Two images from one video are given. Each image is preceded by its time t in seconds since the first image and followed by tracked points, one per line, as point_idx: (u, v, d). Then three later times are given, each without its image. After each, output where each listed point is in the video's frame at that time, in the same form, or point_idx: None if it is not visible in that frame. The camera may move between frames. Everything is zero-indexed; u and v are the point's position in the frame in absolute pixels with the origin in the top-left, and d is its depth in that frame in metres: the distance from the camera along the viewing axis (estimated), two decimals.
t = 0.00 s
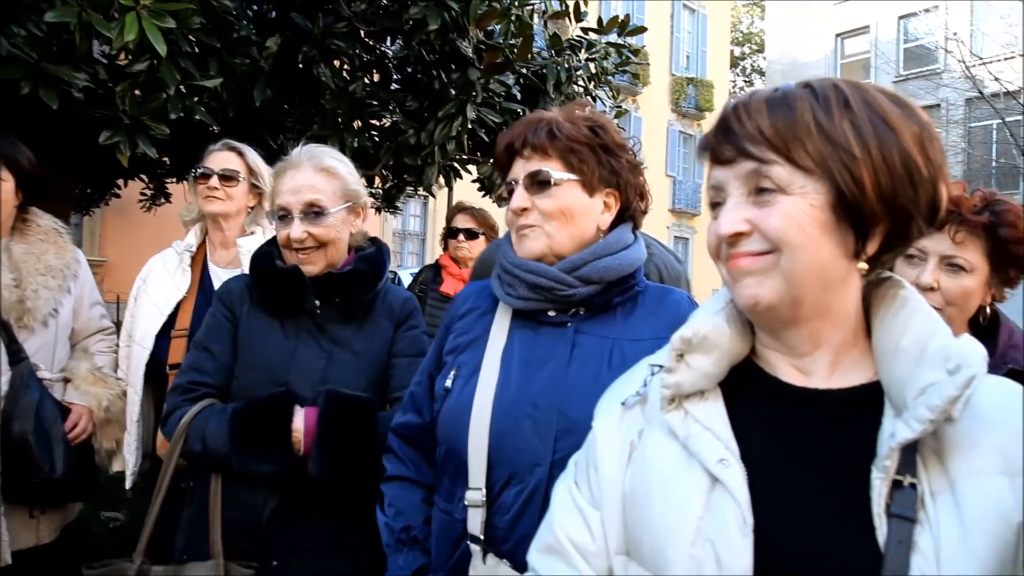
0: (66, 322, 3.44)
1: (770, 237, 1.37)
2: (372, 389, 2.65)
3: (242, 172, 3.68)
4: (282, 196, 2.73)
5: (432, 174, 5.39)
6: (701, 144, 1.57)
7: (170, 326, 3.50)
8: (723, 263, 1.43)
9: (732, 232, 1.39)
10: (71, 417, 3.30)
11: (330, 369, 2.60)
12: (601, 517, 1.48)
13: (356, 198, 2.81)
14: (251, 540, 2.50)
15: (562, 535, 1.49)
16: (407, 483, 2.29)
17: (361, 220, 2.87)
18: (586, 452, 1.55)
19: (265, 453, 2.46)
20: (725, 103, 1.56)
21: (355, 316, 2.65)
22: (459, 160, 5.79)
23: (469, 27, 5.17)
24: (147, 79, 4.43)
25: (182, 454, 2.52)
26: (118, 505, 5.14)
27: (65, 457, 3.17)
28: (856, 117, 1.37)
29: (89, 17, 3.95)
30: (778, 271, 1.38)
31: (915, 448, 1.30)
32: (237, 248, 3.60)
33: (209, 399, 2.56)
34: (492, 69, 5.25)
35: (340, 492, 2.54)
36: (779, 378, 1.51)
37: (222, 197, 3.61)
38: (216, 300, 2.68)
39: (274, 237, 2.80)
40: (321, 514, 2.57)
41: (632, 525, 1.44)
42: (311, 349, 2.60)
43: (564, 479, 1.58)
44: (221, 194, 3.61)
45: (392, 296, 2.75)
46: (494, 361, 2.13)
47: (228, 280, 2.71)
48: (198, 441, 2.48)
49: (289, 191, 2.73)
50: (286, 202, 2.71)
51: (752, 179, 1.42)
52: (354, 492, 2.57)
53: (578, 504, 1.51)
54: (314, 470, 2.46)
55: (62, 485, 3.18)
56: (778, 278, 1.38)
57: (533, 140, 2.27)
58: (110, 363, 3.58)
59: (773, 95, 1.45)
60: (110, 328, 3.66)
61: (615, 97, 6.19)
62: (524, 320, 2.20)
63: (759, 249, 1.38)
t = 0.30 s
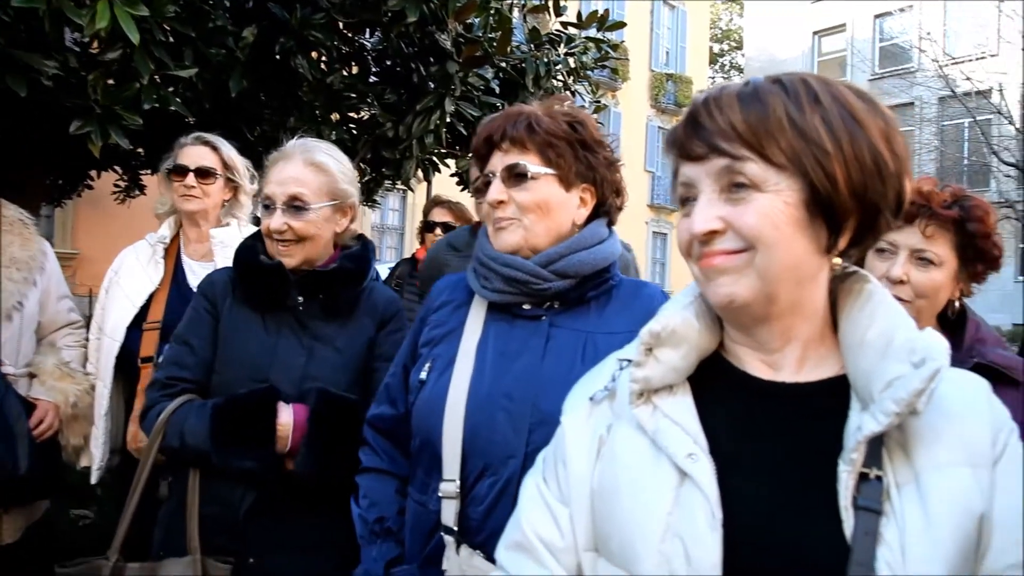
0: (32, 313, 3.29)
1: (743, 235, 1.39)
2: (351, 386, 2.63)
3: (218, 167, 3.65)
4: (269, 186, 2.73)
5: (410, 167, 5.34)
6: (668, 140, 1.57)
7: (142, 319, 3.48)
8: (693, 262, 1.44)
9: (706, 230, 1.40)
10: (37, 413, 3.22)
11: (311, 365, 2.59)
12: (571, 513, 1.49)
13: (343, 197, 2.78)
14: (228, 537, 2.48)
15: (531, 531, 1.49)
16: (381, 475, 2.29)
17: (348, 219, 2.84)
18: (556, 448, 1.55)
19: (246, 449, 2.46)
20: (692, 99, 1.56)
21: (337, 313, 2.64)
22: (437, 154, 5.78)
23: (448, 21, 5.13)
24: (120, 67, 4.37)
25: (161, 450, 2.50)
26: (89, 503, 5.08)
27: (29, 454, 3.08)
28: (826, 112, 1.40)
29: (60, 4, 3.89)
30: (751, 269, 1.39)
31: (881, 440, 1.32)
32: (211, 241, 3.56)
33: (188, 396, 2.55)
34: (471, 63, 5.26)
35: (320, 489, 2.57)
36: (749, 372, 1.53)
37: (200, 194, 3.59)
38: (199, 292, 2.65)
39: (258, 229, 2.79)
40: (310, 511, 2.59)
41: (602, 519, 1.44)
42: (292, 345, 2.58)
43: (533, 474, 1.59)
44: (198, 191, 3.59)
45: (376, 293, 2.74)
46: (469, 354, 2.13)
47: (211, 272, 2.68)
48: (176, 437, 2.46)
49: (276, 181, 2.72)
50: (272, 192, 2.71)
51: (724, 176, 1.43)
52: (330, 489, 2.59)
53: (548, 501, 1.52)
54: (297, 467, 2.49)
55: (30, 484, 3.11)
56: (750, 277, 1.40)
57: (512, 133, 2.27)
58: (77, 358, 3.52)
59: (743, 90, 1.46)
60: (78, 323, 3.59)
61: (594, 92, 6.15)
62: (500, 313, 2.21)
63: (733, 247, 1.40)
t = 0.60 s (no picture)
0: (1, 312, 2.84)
1: (699, 234, 1.40)
2: (329, 385, 2.61)
3: (189, 162, 3.62)
4: (255, 179, 2.72)
5: (383, 164, 5.42)
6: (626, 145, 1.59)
7: (109, 315, 3.42)
8: (655, 260, 1.46)
9: (663, 230, 1.42)
10: None
11: (291, 364, 2.57)
12: (536, 510, 1.49)
13: (326, 201, 2.76)
14: (206, 536, 2.47)
15: (497, 528, 1.50)
16: (353, 469, 2.32)
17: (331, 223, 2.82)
18: (523, 445, 1.56)
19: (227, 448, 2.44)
20: (649, 102, 1.58)
21: (319, 311, 2.62)
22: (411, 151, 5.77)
23: (421, 17, 5.11)
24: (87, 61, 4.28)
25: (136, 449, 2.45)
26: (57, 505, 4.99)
27: None
28: (776, 111, 1.41)
29: None
30: (709, 267, 1.41)
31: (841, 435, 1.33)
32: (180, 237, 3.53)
33: (164, 393, 2.50)
34: (444, 60, 5.30)
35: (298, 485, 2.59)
36: (713, 369, 1.55)
37: (170, 188, 3.55)
38: (176, 288, 2.63)
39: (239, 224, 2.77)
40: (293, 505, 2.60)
41: (566, 514, 1.45)
42: (271, 343, 2.56)
43: (501, 471, 1.59)
44: (168, 184, 3.55)
45: (357, 295, 2.73)
46: (440, 349, 2.13)
47: (190, 268, 2.66)
48: (154, 436, 2.41)
49: (262, 176, 2.72)
50: (256, 185, 2.70)
51: (681, 175, 1.45)
52: (305, 485, 2.60)
53: (514, 499, 1.52)
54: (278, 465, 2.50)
55: None
56: (710, 275, 1.41)
57: (486, 132, 2.28)
58: (41, 358, 3.37)
59: (696, 91, 1.48)
60: (42, 321, 3.38)
61: (568, 91, 6.11)
62: (471, 309, 2.21)
63: (690, 246, 1.42)
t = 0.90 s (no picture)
0: None
1: (643, 233, 1.43)
2: (290, 385, 2.59)
3: (146, 161, 3.52)
4: (221, 179, 2.68)
5: (344, 162, 5.40)
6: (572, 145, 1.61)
7: (62, 316, 3.33)
8: (603, 259, 1.48)
9: (608, 229, 1.44)
10: None
11: (251, 363, 2.54)
12: (487, 508, 1.50)
13: (291, 205, 2.72)
14: (165, 537, 2.45)
15: (448, 527, 1.51)
16: (318, 465, 2.31)
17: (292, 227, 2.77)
18: (474, 443, 1.56)
19: (186, 450, 2.40)
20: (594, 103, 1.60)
21: (279, 310, 2.59)
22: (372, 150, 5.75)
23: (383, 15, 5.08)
24: (37, 55, 4.23)
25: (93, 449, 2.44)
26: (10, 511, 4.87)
27: None
28: (717, 110, 1.44)
29: None
30: (654, 266, 1.43)
31: (785, 430, 1.36)
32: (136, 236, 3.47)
33: (122, 394, 2.46)
34: (406, 58, 5.28)
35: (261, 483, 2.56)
36: (662, 366, 1.57)
37: (126, 188, 3.48)
38: (135, 288, 2.57)
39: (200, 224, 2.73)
40: (257, 506, 2.57)
41: (515, 511, 1.46)
42: (231, 343, 2.53)
43: (453, 470, 1.60)
44: (124, 184, 3.48)
45: (319, 295, 2.71)
46: (403, 347, 2.14)
47: (149, 268, 2.60)
48: (110, 437, 2.38)
49: (227, 177, 2.68)
50: (221, 185, 2.67)
51: (624, 174, 1.47)
52: (269, 483, 2.58)
53: (465, 498, 1.53)
54: (240, 464, 2.47)
55: None
56: (654, 274, 1.44)
57: (452, 133, 2.28)
58: None
59: (638, 92, 1.50)
60: None
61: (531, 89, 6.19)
62: (436, 307, 2.22)
63: (635, 245, 1.44)
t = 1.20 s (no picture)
0: None
1: (608, 234, 1.44)
2: (261, 383, 2.58)
3: (112, 158, 3.46)
4: (189, 177, 2.64)
5: (316, 160, 5.37)
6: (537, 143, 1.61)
7: (26, 314, 3.23)
8: (568, 258, 1.49)
9: (573, 229, 1.45)
10: None
11: (224, 362, 2.52)
12: (453, 507, 1.50)
13: (263, 202, 2.69)
14: (135, 538, 2.41)
15: (414, 526, 1.50)
16: (293, 461, 2.30)
17: (265, 225, 2.75)
18: (439, 441, 1.56)
19: (158, 450, 2.36)
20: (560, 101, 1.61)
21: (252, 309, 2.57)
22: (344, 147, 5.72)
23: (354, 12, 5.09)
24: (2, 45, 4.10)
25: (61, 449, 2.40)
26: None
27: None
28: (681, 110, 1.45)
29: None
30: (618, 267, 1.44)
31: (747, 428, 1.38)
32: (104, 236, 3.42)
33: (92, 392, 2.42)
34: (378, 56, 5.29)
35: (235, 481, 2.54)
36: (625, 364, 1.58)
37: (92, 184, 3.42)
38: (104, 286, 2.52)
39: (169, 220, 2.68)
40: (230, 503, 2.55)
41: (481, 509, 1.46)
42: (203, 342, 2.50)
43: (419, 467, 1.60)
44: (90, 181, 3.42)
45: (291, 294, 2.69)
46: (377, 344, 2.13)
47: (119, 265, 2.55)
48: (80, 436, 2.34)
49: (197, 175, 2.64)
50: (192, 184, 2.62)
51: (589, 174, 1.48)
52: (244, 480, 2.55)
53: (431, 496, 1.53)
54: (215, 462, 2.44)
55: None
56: (619, 275, 1.45)
57: (432, 133, 2.29)
58: None
59: (604, 91, 1.51)
60: None
61: (503, 89, 6.15)
62: (412, 306, 2.21)
63: (599, 247, 1.45)
